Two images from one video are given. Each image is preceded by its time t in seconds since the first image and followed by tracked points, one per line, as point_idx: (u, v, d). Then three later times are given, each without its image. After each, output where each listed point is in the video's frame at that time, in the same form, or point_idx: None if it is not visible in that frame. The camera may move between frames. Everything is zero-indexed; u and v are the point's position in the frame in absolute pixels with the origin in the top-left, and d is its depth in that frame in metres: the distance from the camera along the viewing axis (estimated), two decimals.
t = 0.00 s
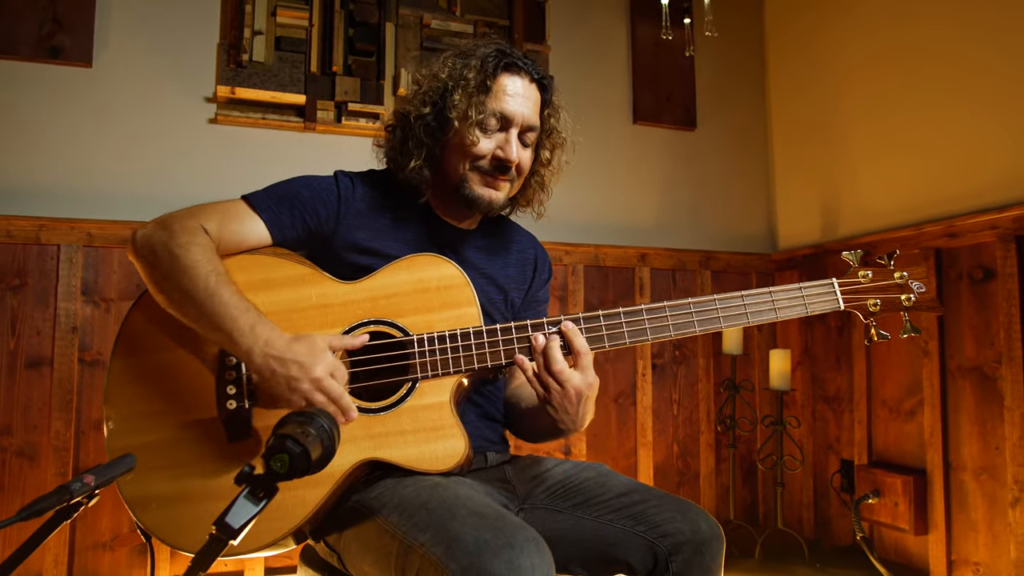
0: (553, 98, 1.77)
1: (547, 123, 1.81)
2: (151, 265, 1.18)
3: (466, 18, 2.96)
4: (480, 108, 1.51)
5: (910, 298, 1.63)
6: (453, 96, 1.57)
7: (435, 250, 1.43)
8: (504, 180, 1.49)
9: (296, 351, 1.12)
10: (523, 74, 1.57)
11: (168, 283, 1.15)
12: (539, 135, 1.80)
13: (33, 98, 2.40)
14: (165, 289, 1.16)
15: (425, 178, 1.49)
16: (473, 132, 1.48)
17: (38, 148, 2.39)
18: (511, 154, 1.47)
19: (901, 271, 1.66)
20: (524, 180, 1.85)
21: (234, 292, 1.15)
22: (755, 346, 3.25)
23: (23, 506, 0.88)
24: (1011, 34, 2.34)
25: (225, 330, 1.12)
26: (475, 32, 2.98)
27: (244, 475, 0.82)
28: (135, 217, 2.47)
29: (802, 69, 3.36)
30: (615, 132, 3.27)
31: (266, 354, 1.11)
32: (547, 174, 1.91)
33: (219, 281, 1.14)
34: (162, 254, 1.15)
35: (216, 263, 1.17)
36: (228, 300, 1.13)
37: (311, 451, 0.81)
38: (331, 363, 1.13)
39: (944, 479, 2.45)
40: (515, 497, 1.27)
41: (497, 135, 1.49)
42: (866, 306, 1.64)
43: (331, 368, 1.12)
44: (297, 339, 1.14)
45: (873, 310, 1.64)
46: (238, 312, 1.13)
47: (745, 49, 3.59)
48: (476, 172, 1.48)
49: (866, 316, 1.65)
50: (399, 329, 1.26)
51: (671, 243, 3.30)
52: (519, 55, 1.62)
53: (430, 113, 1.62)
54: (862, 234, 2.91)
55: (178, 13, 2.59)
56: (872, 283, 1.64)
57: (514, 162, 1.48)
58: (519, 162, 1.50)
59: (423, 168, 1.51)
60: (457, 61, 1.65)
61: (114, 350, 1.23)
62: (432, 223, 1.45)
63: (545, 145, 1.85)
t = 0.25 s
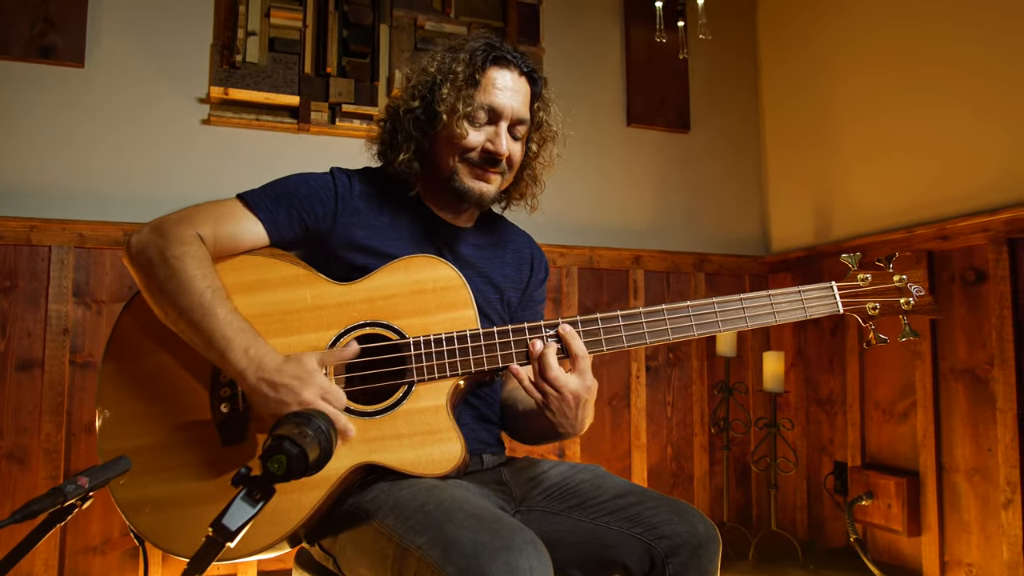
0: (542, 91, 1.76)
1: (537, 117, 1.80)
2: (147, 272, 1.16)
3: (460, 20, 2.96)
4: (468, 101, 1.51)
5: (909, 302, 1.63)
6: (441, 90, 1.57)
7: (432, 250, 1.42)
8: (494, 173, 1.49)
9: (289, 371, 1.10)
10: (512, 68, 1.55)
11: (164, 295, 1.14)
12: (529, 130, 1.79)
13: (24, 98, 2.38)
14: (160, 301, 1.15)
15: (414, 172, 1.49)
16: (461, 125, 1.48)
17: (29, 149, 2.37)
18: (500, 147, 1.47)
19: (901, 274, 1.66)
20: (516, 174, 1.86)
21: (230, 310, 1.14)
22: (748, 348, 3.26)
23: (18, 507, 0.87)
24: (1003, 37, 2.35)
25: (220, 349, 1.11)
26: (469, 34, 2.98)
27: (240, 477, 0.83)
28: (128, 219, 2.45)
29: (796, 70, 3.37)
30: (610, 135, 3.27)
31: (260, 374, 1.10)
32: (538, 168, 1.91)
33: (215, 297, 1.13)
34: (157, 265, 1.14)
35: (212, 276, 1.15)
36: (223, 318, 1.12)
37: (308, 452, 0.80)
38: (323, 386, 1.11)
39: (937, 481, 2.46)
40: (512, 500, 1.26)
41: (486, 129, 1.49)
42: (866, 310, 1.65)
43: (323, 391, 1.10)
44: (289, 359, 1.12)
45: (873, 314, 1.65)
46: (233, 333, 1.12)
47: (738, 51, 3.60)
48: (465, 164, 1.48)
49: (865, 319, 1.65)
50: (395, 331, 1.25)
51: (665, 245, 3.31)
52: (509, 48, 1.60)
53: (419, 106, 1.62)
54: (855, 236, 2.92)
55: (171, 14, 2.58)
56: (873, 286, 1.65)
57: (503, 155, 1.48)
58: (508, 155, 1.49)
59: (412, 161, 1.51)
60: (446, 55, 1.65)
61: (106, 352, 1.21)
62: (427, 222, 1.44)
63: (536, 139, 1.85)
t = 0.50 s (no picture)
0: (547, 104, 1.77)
1: (544, 128, 1.82)
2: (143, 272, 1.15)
3: (459, 23, 2.96)
4: (475, 114, 1.50)
5: (910, 302, 1.63)
6: (448, 102, 1.56)
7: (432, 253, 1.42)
8: (500, 187, 1.48)
9: (273, 373, 1.07)
10: (519, 79, 1.56)
11: (162, 297, 1.12)
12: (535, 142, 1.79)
13: (21, 100, 2.37)
14: (159, 302, 1.13)
15: (420, 186, 1.46)
16: (468, 138, 1.47)
17: (27, 151, 2.36)
18: (506, 161, 1.46)
19: (900, 274, 1.66)
20: (522, 187, 1.85)
21: (225, 310, 1.12)
22: (747, 351, 3.25)
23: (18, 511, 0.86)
24: (1002, 40, 2.36)
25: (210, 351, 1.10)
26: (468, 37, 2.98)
27: (243, 480, 0.83)
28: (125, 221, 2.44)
29: (794, 72, 3.37)
30: (608, 138, 3.28)
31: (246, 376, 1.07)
32: (546, 180, 1.90)
33: (212, 297, 1.12)
34: (155, 267, 1.12)
35: (210, 277, 1.14)
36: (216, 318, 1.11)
37: (311, 454, 0.79)
38: (302, 391, 1.06)
39: (936, 483, 2.46)
40: (513, 503, 1.25)
41: (492, 142, 1.48)
42: (867, 311, 1.65)
43: (303, 395, 1.06)
44: (275, 361, 1.08)
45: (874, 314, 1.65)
46: (222, 333, 1.10)
47: (736, 54, 3.61)
48: (471, 178, 1.47)
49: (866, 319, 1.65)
50: (396, 334, 1.24)
51: (664, 248, 3.30)
52: (516, 60, 1.61)
53: (425, 118, 1.61)
54: (853, 239, 2.92)
55: (170, 16, 2.58)
56: (873, 286, 1.65)
57: (509, 168, 1.47)
58: (514, 168, 1.49)
59: (418, 175, 1.47)
60: (453, 67, 1.64)
61: (104, 356, 1.21)
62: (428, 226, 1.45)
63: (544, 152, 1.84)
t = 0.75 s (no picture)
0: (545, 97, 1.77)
1: (539, 123, 1.82)
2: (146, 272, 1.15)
3: (457, 26, 2.96)
4: (473, 109, 1.51)
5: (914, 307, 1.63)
6: (446, 98, 1.56)
7: (434, 255, 1.42)
8: (497, 180, 1.48)
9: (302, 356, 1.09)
10: (515, 74, 1.57)
11: (165, 292, 1.11)
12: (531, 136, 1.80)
13: (19, 102, 2.37)
14: (162, 298, 1.13)
15: (418, 180, 1.46)
16: (466, 133, 1.48)
17: (24, 153, 2.35)
18: (503, 155, 1.47)
19: (907, 280, 1.66)
20: (517, 179, 1.85)
21: (233, 297, 1.11)
22: (746, 354, 3.25)
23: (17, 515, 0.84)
24: (1000, 43, 2.37)
25: (228, 339, 1.09)
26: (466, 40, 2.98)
27: (244, 483, 0.80)
28: (123, 223, 2.44)
29: (792, 76, 3.38)
30: (606, 141, 3.28)
31: (273, 363, 1.08)
32: (540, 174, 1.91)
33: (218, 288, 1.11)
34: (157, 262, 1.12)
35: (213, 268, 1.13)
36: (228, 306, 1.10)
37: (313, 458, 0.79)
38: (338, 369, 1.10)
39: (935, 487, 2.46)
40: (514, 506, 1.25)
41: (490, 136, 1.48)
42: (872, 316, 1.64)
43: (338, 375, 1.10)
44: (303, 345, 1.11)
45: (879, 320, 1.64)
46: (240, 320, 1.10)
47: (734, 57, 3.61)
48: (468, 171, 1.47)
49: (871, 325, 1.65)
50: (398, 336, 1.24)
51: (662, 251, 3.31)
52: (511, 56, 1.62)
53: (422, 114, 1.61)
54: (852, 242, 2.92)
55: (168, 18, 2.57)
56: (879, 291, 1.65)
57: (506, 163, 1.47)
58: (511, 162, 1.50)
59: (416, 170, 1.47)
60: (449, 62, 1.64)
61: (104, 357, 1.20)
62: (428, 225, 1.44)
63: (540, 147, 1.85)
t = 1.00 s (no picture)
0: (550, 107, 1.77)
1: (544, 132, 1.81)
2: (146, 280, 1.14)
3: (456, 28, 2.96)
4: (477, 118, 1.50)
5: (913, 308, 1.64)
6: (449, 105, 1.56)
7: (435, 257, 1.41)
8: (498, 191, 1.48)
9: (294, 378, 1.09)
10: (520, 83, 1.56)
11: (166, 304, 1.11)
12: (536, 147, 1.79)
13: (16, 104, 2.36)
14: (163, 309, 1.12)
15: (421, 188, 1.46)
16: (468, 142, 1.47)
17: (21, 155, 2.34)
18: (506, 165, 1.46)
19: (903, 280, 1.66)
20: (522, 188, 1.86)
21: (234, 317, 1.12)
22: (744, 357, 3.25)
23: (18, 517, 0.84)
24: (999, 46, 2.38)
25: (222, 357, 1.09)
26: (465, 43, 2.98)
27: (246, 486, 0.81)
28: (121, 226, 2.43)
29: (791, 78, 3.38)
30: (605, 144, 3.28)
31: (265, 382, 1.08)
32: (545, 183, 1.91)
33: (218, 305, 1.11)
34: (158, 274, 1.11)
35: (215, 284, 1.13)
36: (226, 325, 1.10)
37: (317, 460, 0.78)
38: (328, 394, 1.09)
39: (934, 490, 2.46)
40: (516, 509, 1.24)
41: (493, 146, 1.48)
42: (871, 317, 1.64)
43: (329, 399, 1.09)
44: (294, 366, 1.10)
45: (877, 320, 1.64)
46: (237, 340, 1.10)
47: (732, 60, 3.62)
48: (470, 181, 1.47)
49: (870, 326, 1.65)
50: (399, 338, 1.23)
51: (660, 254, 3.31)
52: (517, 63, 1.62)
53: (426, 121, 1.61)
54: (850, 245, 2.93)
55: (166, 21, 2.57)
56: (876, 293, 1.65)
57: (508, 172, 1.47)
58: (513, 172, 1.49)
59: (419, 178, 1.47)
60: (454, 69, 1.64)
61: (102, 360, 1.19)
62: (430, 229, 1.44)
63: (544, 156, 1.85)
